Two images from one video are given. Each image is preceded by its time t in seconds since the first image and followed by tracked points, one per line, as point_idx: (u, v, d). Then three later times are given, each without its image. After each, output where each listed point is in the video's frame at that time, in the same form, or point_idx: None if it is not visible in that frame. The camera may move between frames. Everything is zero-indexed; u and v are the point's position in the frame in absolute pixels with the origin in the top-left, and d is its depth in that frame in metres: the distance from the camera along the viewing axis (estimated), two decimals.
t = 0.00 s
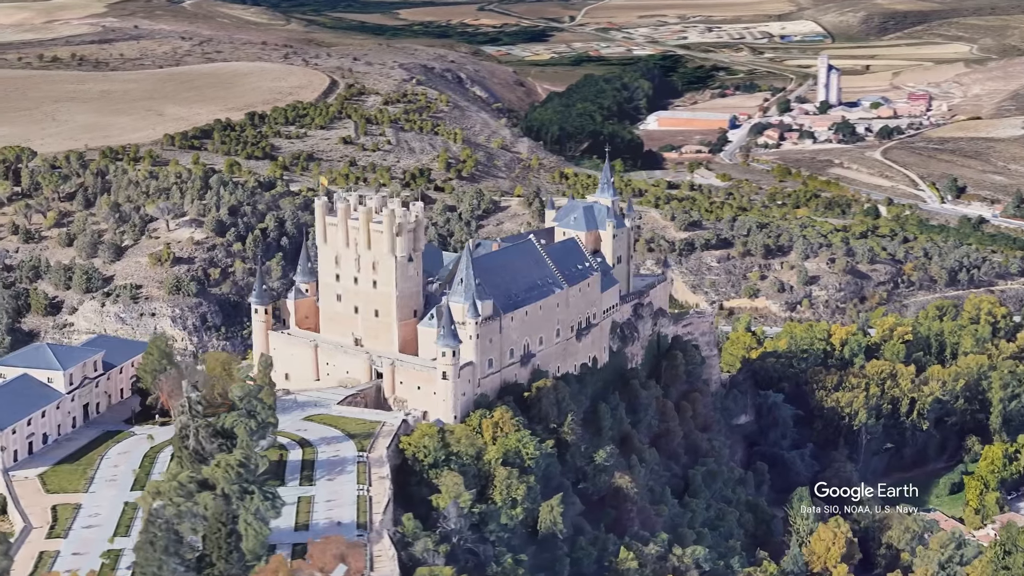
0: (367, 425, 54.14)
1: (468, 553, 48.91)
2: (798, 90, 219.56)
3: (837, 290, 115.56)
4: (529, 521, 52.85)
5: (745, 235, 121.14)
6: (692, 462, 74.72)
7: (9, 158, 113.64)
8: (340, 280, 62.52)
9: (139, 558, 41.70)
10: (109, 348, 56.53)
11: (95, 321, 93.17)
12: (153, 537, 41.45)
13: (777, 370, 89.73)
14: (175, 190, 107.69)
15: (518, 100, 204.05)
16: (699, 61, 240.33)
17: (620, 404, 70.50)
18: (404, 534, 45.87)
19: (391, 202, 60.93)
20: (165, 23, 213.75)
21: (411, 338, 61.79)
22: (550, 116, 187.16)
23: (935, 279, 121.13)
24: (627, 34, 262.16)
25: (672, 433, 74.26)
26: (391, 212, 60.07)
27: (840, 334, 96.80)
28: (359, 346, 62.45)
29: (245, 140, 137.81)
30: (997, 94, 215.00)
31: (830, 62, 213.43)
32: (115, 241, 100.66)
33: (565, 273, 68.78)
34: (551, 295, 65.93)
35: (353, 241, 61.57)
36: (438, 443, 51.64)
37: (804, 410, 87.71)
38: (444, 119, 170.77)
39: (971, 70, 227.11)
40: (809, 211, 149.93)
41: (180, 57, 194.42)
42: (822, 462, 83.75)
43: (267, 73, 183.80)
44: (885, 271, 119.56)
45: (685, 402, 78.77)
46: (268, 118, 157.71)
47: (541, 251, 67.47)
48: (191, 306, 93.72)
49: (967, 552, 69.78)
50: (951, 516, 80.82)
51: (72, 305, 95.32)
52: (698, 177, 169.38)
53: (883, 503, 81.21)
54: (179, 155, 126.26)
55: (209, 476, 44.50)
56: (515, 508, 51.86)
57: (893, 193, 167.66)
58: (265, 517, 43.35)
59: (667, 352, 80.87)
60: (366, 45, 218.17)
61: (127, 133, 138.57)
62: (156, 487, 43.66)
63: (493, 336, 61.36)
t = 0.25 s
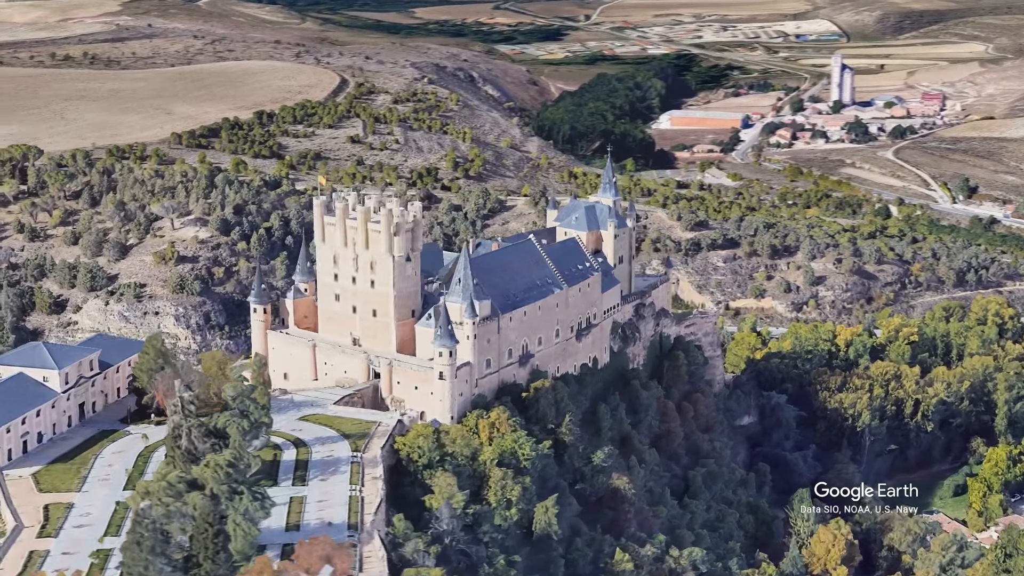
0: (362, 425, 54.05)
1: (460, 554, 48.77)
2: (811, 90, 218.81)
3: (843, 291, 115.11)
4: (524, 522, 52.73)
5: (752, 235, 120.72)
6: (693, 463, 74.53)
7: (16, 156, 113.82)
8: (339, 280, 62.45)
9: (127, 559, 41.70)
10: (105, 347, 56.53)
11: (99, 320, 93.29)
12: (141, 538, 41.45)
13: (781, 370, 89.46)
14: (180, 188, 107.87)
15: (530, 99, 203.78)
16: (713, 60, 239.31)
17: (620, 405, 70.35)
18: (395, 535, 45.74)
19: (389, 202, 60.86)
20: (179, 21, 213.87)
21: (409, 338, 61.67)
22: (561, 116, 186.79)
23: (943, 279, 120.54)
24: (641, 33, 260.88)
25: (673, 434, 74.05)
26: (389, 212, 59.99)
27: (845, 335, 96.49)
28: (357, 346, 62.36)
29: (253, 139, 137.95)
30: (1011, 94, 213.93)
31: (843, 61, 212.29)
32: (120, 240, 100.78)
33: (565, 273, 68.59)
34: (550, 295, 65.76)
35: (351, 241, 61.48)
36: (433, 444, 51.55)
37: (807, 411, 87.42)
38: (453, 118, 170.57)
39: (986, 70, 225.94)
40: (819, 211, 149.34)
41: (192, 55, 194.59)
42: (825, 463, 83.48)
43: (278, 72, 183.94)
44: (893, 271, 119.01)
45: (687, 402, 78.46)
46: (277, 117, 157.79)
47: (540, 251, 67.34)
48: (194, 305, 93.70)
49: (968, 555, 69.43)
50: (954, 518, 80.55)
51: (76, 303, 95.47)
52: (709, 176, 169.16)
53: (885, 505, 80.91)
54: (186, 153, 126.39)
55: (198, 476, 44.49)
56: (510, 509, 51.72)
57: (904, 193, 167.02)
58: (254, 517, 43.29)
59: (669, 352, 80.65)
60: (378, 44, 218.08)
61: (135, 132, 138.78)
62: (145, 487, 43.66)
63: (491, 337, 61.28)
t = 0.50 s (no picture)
0: (358, 425, 53.97)
1: (452, 555, 48.68)
2: (826, 89, 217.57)
3: (850, 291, 114.62)
4: (518, 523, 52.58)
5: (759, 235, 120.33)
6: (694, 464, 74.36)
7: (22, 155, 114.10)
8: (337, 279, 62.40)
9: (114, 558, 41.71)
10: (102, 345, 56.56)
11: (103, 319, 93.43)
12: (127, 538, 41.46)
13: (785, 372, 89.13)
14: (186, 187, 108.10)
15: (543, 98, 203.19)
16: (728, 59, 238.01)
17: (620, 406, 70.20)
18: (386, 536, 45.61)
19: (388, 202, 60.78)
20: (194, 20, 213.85)
21: (407, 338, 61.57)
22: (573, 115, 186.33)
23: (951, 280, 120.05)
24: (656, 32, 259.14)
25: (674, 434, 73.88)
26: (387, 211, 59.89)
27: (850, 335, 96.06)
28: (355, 346, 62.30)
29: (261, 137, 138.16)
30: None
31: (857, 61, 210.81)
32: (125, 238, 100.95)
33: (565, 273, 68.37)
34: (550, 296, 65.60)
35: (349, 241, 61.42)
36: (428, 444, 51.46)
37: (810, 412, 87.07)
38: (463, 117, 170.32)
39: (1001, 70, 224.75)
40: (830, 211, 148.84)
41: (204, 54, 194.66)
42: (828, 464, 83.22)
43: (289, 71, 184.13)
44: (900, 272, 118.58)
45: (689, 403, 78.28)
46: (285, 116, 157.91)
47: (540, 251, 67.19)
48: (198, 304, 93.76)
49: (970, 558, 69.14)
50: (957, 520, 80.20)
51: (80, 302, 95.63)
52: (722, 176, 168.90)
53: (888, 507, 80.59)
54: (192, 152, 126.65)
55: (188, 476, 44.48)
56: (505, 510, 51.61)
57: (916, 193, 166.42)
58: (243, 517, 43.27)
59: (671, 352, 80.40)
60: (391, 42, 218.05)
61: (144, 130, 139.01)
62: (134, 486, 43.69)
63: (489, 337, 61.17)
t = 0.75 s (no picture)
0: (353, 425, 53.86)
1: (444, 556, 48.57)
2: (841, 88, 216.18)
3: (857, 292, 114.12)
4: (513, 524, 52.38)
5: (766, 236, 119.90)
6: (695, 465, 74.13)
7: (29, 153, 114.35)
8: (335, 279, 62.31)
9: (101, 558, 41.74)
10: (99, 344, 56.58)
11: (107, 317, 93.52)
12: (114, 538, 41.49)
13: (789, 373, 88.76)
14: (192, 186, 108.28)
15: (556, 96, 202.72)
16: (742, 58, 235.93)
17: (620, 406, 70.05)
18: (376, 537, 45.49)
19: (386, 202, 60.67)
20: (208, 18, 213.09)
21: (405, 338, 61.46)
22: (585, 114, 185.74)
23: (959, 281, 119.42)
24: (672, 32, 255.20)
25: (675, 435, 73.67)
26: (384, 211, 59.77)
27: (855, 336, 95.62)
28: (353, 345, 62.23)
29: (268, 136, 138.33)
30: None
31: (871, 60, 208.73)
32: (130, 237, 101.11)
33: (564, 273, 68.16)
34: (549, 296, 65.42)
35: (347, 240, 61.33)
36: (422, 444, 51.31)
37: (814, 414, 86.72)
38: (473, 117, 170.01)
39: (1017, 70, 223.45)
40: (841, 212, 148.31)
41: (217, 53, 194.72)
42: (831, 466, 82.93)
43: (301, 70, 184.27)
44: (908, 273, 118.06)
45: (691, 404, 78.12)
46: (294, 115, 157.96)
47: (540, 251, 67.03)
48: (202, 302, 93.77)
49: (971, 560, 68.78)
50: (961, 523, 79.78)
51: (85, 300, 95.72)
52: (734, 176, 168.64)
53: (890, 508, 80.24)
54: (199, 151, 126.87)
55: (177, 476, 44.49)
56: (500, 511, 51.42)
57: (928, 193, 165.73)
58: (232, 517, 43.26)
59: (674, 353, 80.13)
60: (405, 41, 217.81)
61: (152, 129, 139.25)
62: (123, 486, 43.71)
63: (487, 337, 61.02)
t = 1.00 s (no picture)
0: (348, 425, 53.75)
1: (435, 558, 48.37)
2: (856, 88, 214.19)
3: (865, 293, 113.59)
4: (508, 525, 52.17)
5: (773, 236, 119.49)
6: (696, 466, 73.86)
7: (37, 152, 114.68)
8: (333, 279, 62.23)
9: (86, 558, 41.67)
10: (97, 343, 56.61)
11: (111, 316, 93.73)
12: (99, 537, 41.45)
13: (792, 373, 88.39)
14: (198, 184, 108.53)
15: (569, 95, 201.58)
16: (758, 58, 233.98)
17: (620, 406, 69.86)
18: (366, 538, 45.36)
19: (383, 201, 60.57)
20: (223, 16, 211.52)
21: (403, 338, 61.33)
22: (598, 113, 184.93)
23: (968, 282, 118.70)
24: (689, 31, 253.45)
25: (675, 436, 73.44)
26: (382, 210, 59.68)
27: (861, 337, 95.22)
28: (351, 345, 62.14)
29: (276, 136, 138.56)
30: None
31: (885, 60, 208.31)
32: (136, 236, 101.35)
33: (564, 273, 67.94)
34: (548, 296, 65.23)
35: (345, 240, 61.27)
36: (416, 445, 51.15)
37: (817, 415, 86.34)
38: (484, 116, 169.53)
39: None
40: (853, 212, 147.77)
41: (230, 51, 193.91)
42: (834, 468, 82.59)
43: (312, 69, 183.69)
44: (915, 274, 117.49)
45: (693, 405, 77.80)
46: (303, 114, 158.00)
47: (539, 251, 66.85)
48: (206, 301, 93.89)
49: (972, 563, 68.52)
50: (964, 525, 79.32)
51: (89, 299, 95.92)
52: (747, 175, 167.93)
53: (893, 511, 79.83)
54: (206, 150, 127.09)
55: (164, 476, 44.45)
56: (494, 512, 51.27)
57: (940, 193, 164.97)
58: (220, 517, 43.24)
59: (676, 353, 79.88)
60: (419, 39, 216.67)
61: (161, 128, 139.47)
62: (110, 485, 43.67)
63: (485, 337, 60.93)
